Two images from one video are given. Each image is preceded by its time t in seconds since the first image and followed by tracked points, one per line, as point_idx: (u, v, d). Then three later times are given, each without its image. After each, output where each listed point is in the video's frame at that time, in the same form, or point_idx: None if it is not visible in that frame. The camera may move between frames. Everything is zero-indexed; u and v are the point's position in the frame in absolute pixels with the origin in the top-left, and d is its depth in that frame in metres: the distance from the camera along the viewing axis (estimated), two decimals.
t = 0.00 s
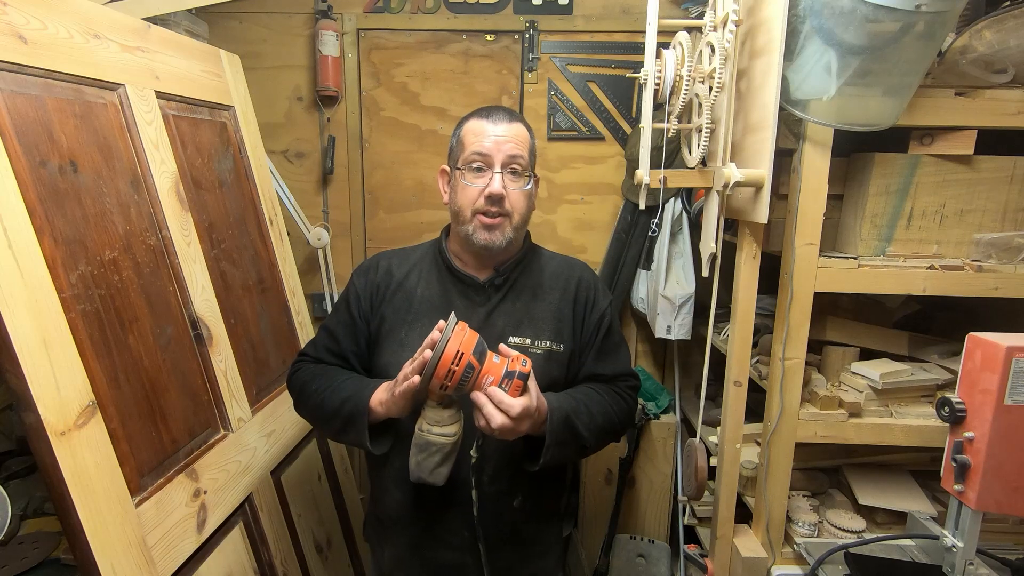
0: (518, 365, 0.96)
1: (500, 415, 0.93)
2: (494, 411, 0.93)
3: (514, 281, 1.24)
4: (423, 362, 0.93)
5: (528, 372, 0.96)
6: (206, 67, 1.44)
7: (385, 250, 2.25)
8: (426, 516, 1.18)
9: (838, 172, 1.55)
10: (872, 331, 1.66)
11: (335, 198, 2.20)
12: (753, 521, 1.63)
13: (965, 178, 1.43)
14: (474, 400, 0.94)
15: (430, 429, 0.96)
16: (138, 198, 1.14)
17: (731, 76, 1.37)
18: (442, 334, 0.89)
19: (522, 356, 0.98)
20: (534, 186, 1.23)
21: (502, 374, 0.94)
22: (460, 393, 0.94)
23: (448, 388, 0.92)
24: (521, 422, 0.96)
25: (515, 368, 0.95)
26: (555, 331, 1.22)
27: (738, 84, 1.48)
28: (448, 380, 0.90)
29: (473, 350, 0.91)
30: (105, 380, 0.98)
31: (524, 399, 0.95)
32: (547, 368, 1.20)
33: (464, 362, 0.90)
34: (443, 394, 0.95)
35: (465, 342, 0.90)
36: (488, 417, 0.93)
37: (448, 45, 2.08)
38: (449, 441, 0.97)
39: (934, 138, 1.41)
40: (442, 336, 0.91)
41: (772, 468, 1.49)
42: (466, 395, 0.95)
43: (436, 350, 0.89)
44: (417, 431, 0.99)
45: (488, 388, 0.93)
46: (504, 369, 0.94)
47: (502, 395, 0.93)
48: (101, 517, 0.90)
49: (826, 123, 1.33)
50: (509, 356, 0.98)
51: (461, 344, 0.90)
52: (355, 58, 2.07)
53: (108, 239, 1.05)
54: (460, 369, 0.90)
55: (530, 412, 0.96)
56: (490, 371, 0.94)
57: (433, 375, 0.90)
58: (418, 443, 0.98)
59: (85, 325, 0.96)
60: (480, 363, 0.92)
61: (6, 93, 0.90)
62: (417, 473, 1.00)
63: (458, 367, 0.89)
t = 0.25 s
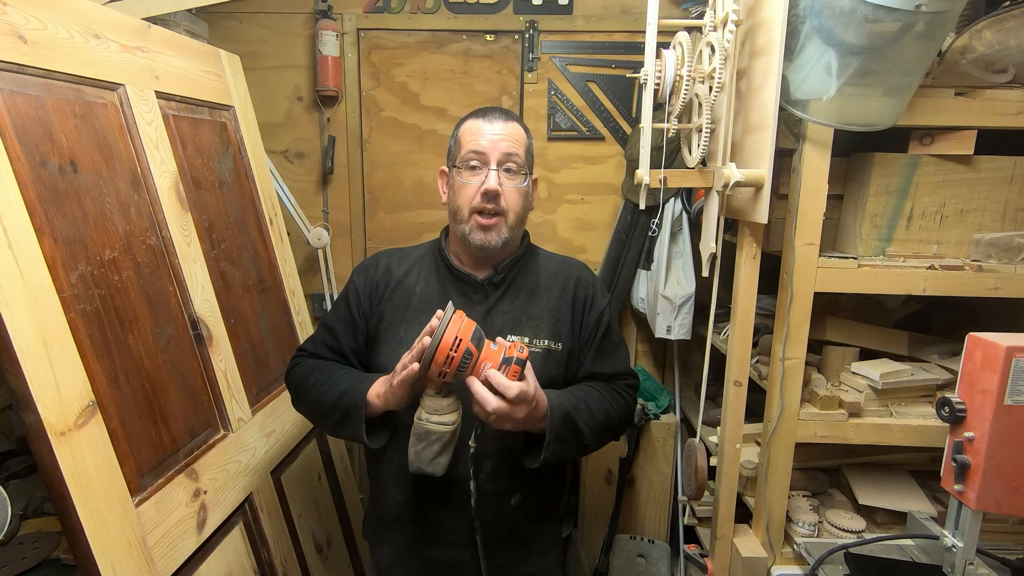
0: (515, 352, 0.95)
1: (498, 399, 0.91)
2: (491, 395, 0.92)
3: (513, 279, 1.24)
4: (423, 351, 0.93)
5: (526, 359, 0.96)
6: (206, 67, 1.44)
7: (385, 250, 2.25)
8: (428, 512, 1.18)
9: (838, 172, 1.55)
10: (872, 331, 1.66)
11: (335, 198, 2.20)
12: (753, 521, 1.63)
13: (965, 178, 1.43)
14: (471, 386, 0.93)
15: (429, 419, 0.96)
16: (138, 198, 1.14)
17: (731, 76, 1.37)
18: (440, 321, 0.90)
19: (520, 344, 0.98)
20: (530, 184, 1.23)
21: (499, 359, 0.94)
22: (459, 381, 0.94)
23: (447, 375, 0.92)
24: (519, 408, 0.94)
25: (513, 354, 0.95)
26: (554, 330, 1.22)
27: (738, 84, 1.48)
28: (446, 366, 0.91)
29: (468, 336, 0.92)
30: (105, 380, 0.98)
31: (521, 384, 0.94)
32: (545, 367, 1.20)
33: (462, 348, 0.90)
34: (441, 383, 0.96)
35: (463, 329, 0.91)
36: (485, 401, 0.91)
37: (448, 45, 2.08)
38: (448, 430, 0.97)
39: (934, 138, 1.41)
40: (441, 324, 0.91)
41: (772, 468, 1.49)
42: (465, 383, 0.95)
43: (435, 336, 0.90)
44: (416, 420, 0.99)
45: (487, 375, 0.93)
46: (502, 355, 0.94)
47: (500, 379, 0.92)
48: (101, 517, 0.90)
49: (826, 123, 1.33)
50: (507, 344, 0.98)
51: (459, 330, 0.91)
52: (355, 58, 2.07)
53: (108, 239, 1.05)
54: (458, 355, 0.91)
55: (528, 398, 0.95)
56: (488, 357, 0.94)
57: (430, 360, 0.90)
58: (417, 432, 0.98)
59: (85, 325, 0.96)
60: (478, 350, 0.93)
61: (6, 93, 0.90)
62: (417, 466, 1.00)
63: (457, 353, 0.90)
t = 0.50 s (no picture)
0: (507, 377, 0.91)
1: (487, 425, 0.87)
2: (480, 420, 0.88)
3: (516, 278, 1.23)
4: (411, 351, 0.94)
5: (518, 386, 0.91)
6: (206, 67, 1.44)
7: (385, 250, 2.25)
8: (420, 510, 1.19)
9: (838, 172, 1.55)
10: (872, 331, 1.66)
11: (335, 198, 2.20)
12: (753, 521, 1.63)
13: (965, 179, 1.43)
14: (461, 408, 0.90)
15: (423, 434, 1.00)
16: (138, 198, 1.14)
17: (731, 76, 1.37)
18: (428, 343, 0.90)
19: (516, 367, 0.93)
20: (513, 181, 1.21)
21: (490, 384, 0.90)
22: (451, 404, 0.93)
23: (437, 399, 0.91)
24: (510, 435, 0.90)
25: (504, 380, 0.91)
26: (554, 332, 1.19)
27: (738, 84, 1.48)
28: (433, 389, 0.90)
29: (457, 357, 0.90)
30: (105, 380, 0.98)
31: (512, 411, 0.90)
32: (542, 370, 1.18)
33: (449, 373, 0.89)
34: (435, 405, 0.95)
35: (451, 352, 0.90)
36: (474, 425, 0.88)
37: (448, 45, 2.08)
38: (441, 446, 1.00)
39: (934, 138, 1.41)
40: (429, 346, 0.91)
41: (772, 468, 1.49)
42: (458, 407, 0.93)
43: (421, 358, 0.90)
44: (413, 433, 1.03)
45: (476, 399, 0.90)
46: (493, 381, 0.90)
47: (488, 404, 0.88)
48: (102, 516, 0.90)
49: (826, 123, 1.33)
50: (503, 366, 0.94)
51: (446, 353, 0.90)
52: (355, 58, 2.07)
53: (108, 239, 1.05)
54: (445, 379, 0.90)
55: (519, 425, 0.91)
56: (478, 382, 0.91)
57: (416, 379, 0.90)
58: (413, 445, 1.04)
59: (85, 325, 0.96)
60: (467, 374, 0.91)
61: (6, 93, 0.90)
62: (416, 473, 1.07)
63: (442, 376, 0.89)
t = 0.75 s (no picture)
0: (498, 414, 0.90)
1: (471, 461, 0.87)
2: (466, 455, 0.87)
3: (529, 281, 1.19)
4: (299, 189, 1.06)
5: (507, 422, 0.89)
6: (206, 67, 1.44)
7: (385, 250, 2.25)
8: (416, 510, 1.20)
9: (838, 173, 1.56)
10: (872, 331, 1.66)
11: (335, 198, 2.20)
12: (753, 521, 1.63)
13: (965, 179, 1.43)
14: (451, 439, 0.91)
15: (414, 452, 1.04)
16: (138, 197, 1.14)
17: (731, 76, 1.37)
18: (415, 370, 0.92)
19: (511, 403, 0.92)
20: (506, 182, 1.16)
21: (480, 419, 0.89)
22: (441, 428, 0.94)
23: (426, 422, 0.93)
24: (496, 471, 0.89)
25: (492, 417, 0.89)
26: (563, 342, 1.13)
27: (738, 84, 1.48)
28: (420, 415, 0.92)
29: (449, 388, 0.91)
30: (105, 380, 0.98)
31: (499, 449, 0.89)
32: (543, 380, 1.12)
33: (434, 402, 0.90)
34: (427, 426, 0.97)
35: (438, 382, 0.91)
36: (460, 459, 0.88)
37: (448, 45, 2.08)
38: (429, 465, 1.04)
39: (934, 138, 1.41)
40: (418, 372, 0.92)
41: (772, 468, 1.49)
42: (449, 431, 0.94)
43: (408, 385, 0.91)
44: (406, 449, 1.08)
45: (463, 431, 0.89)
46: (482, 414, 0.89)
47: (474, 440, 0.87)
48: (102, 516, 0.90)
49: (826, 123, 1.33)
50: (498, 399, 0.92)
51: (432, 383, 0.90)
52: (355, 58, 2.07)
53: (108, 239, 1.05)
54: (431, 408, 0.91)
55: (507, 463, 0.89)
56: (467, 414, 0.90)
57: (408, 404, 0.92)
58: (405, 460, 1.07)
59: (84, 325, 0.96)
60: (455, 404, 0.91)
61: (6, 94, 0.90)
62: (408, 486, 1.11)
63: (428, 405, 0.91)
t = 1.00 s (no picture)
0: (499, 455, 0.88)
1: (473, 504, 0.87)
2: (467, 498, 0.87)
3: (539, 288, 1.19)
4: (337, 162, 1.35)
5: (509, 465, 0.87)
6: (206, 67, 1.44)
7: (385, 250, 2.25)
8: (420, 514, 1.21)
9: (838, 172, 1.56)
10: (872, 331, 1.66)
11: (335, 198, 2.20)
12: (753, 521, 1.63)
13: (965, 179, 1.43)
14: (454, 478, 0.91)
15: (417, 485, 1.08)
16: (138, 197, 1.14)
17: (731, 76, 1.37)
18: (412, 409, 0.91)
19: (513, 441, 0.90)
20: (511, 185, 1.16)
21: (480, 460, 0.88)
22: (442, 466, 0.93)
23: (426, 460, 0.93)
24: (500, 513, 0.88)
25: (494, 459, 0.87)
26: (566, 354, 1.12)
27: (738, 84, 1.48)
28: (420, 454, 0.92)
29: (447, 430, 0.89)
30: (105, 380, 0.98)
31: (501, 492, 0.88)
32: (540, 390, 1.12)
33: (433, 444, 0.89)
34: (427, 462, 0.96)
35: (435, 423, 0.89)
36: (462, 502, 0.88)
37: (448, 45, 2.08)
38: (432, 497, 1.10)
39: (934, 138, 1.41)
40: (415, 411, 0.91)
41: (772, 468, 1.49)
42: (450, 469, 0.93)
43: (404, 425, 0.90)
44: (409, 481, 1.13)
45: (464, 472, 0.89)
46: (483, 456, 0.88)
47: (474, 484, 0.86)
48: (102, 516, 0.90)
49: (826, 123, 1.33)
50: (500, 437, 0.90)
51: (430, 424, 0.89)
52: (355, 58, 2.07)
53: (108, 239, 1.05)
54: (429, 448, 0.90)
55: (510, 504, 0.88)
56: (467, 454, 0.89)
57: (408, 445, 0.91)
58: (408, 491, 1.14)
59: (84, 325, 0.96)
60: (454, 444, 0.90)
61: (6, 94, 0.90)
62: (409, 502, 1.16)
63: (426, 447, 0.90)
